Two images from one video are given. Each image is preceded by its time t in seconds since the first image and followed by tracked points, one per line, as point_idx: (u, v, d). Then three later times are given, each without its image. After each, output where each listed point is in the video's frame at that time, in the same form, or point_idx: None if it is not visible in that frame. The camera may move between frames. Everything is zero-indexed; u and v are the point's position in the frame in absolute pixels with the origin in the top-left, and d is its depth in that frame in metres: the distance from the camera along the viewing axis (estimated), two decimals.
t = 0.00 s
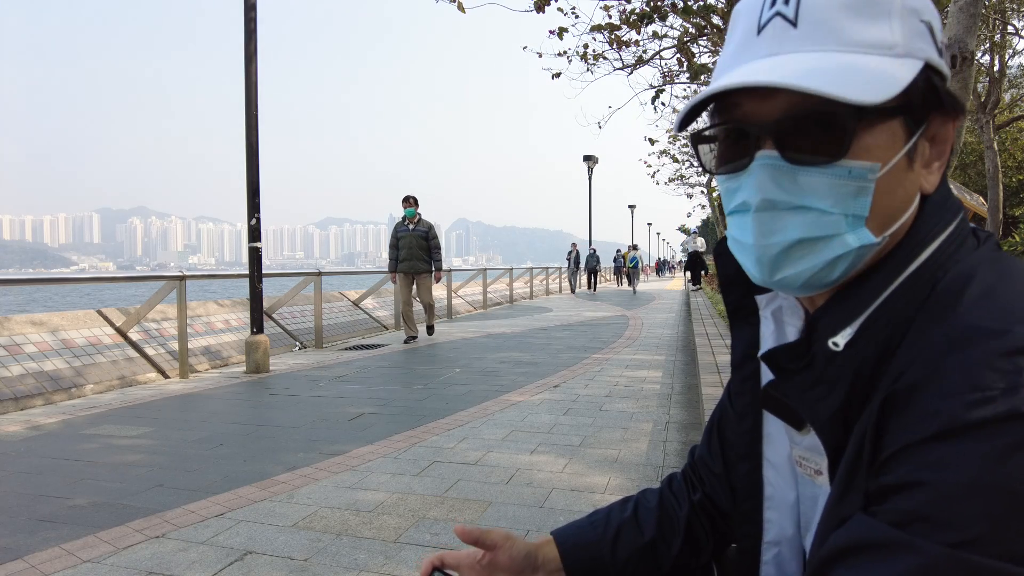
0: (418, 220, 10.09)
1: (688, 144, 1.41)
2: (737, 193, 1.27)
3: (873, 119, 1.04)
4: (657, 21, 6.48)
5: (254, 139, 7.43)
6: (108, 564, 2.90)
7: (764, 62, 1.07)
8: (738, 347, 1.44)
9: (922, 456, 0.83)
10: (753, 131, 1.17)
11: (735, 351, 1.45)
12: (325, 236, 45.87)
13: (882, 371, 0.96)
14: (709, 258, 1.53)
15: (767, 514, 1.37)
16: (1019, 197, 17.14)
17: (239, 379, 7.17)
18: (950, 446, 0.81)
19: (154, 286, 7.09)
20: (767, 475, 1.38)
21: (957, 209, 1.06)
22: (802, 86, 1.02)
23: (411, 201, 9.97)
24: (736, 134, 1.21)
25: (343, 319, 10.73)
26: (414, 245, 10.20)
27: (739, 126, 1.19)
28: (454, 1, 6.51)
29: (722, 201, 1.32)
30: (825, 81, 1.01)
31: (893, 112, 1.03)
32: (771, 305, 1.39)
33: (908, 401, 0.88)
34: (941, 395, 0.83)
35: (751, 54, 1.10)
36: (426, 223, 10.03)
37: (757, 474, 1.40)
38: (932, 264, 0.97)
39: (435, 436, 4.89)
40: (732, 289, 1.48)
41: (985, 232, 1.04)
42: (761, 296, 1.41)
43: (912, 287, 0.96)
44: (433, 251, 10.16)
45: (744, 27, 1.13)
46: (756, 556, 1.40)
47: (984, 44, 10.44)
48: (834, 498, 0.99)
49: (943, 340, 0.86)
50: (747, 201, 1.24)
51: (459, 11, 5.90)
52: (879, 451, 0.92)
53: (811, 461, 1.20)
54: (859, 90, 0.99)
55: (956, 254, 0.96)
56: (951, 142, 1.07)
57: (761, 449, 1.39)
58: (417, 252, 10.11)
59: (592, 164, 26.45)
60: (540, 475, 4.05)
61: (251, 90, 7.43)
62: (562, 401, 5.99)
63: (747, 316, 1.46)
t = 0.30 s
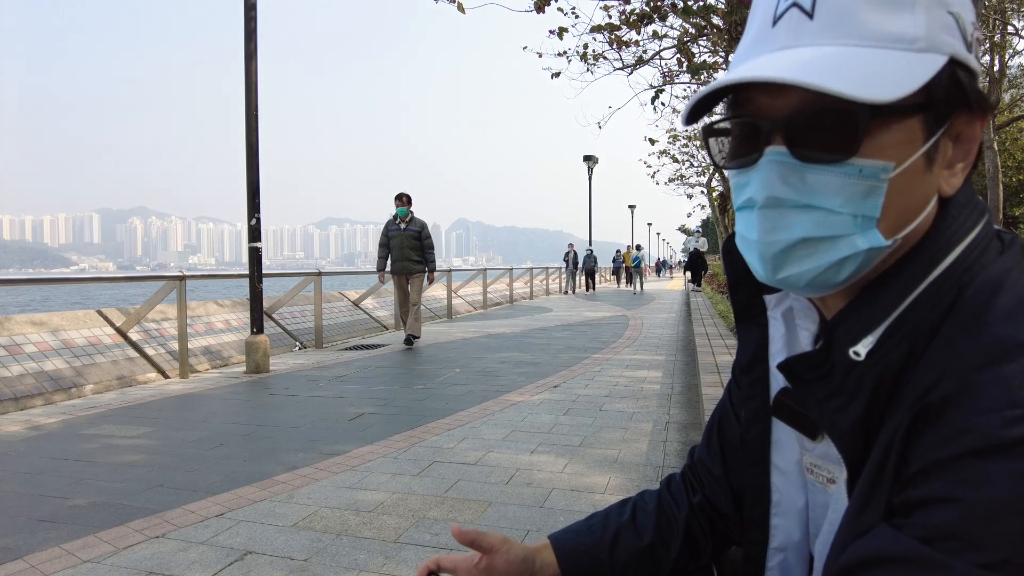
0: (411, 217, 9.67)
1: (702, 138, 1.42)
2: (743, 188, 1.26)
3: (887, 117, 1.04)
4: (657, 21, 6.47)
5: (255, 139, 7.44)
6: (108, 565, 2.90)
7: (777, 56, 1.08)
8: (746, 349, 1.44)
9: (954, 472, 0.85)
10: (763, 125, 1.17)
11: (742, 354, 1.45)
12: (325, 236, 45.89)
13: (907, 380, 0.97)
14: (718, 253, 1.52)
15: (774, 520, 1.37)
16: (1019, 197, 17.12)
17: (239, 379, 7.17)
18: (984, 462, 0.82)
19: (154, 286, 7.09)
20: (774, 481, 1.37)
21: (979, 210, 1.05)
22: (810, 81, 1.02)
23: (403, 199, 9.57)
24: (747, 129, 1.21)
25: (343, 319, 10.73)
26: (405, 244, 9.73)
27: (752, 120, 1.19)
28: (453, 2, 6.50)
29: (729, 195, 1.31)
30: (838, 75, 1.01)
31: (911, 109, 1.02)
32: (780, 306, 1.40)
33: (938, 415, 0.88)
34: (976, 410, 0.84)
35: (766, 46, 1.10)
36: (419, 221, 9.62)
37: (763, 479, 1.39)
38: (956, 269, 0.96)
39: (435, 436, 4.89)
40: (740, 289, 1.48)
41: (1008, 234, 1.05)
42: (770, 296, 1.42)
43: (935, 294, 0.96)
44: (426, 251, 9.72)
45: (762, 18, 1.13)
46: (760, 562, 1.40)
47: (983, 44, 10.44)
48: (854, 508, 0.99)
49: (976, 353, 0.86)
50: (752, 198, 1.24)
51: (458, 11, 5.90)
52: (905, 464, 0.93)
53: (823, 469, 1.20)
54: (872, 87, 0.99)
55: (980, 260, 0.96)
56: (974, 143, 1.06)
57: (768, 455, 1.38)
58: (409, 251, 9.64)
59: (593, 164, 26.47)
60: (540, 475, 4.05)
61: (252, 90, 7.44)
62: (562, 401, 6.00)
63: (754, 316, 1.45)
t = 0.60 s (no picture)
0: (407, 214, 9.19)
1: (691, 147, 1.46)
2: (724, 194, 1.33)
3: (849, 124, 1.06)
4: (657, 21, 6.47)
5: (255, 139, 7.44)
6: (108, 564, 2.90)
7: (746, 68, 1.14)
8: (747, 350, 1.45)
9: (952, 472, 0.84)
10: (738, 133, 1.22)
11: (742, 356, 1.46)
12: (325, 237, 45.89)
13: (904, 380, 0.97)
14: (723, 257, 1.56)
15: (775, 521, 1.37)
16: (1019, 197, 17.12)
17: (239, 379, 7.17)
18: (981, 462, 0.81)
19: (154, 286, 7.10)
20: (776, 482, 1.37)
21: (972, 212, 1.05)
22: (761, 95, 1.08)
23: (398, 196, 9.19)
24: (727, 137, 1.26)
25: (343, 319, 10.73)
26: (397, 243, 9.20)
27: (727, 130, 1.25)
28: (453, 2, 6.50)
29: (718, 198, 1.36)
30: (789, 90, 1.06)
31: (876, 118, 1.04)
32: (780, 306, 1.40)
33: (935, 415, 0.88)
34: (973, 410, 0.83)
35: (741, 59, 1.17)
36: (413, 218, 9.12)
37: (764, 480, 1.39)
38: (952, 270, 0.96)
39: (435, 436, 4.90)
40: (740, 291, 1.48)
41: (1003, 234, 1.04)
42: (769, 298, 1.42)
43: (929, 294, 0.96)
44: (418, 251, 9.18)
45: (744, 33, 1.20)
46: (761, 564, 1.40)
47: (983, 44, 10.45)
48: (854, 510, 0.99)
49: (973, 353, 0.86)
50: (727, 204, 1.30)
51: (459, 11, 5.90)
52: (904, 464, 0.93)
53: (822, 470, 1.20)
54: (821, 100, 1.03)
55: (974, 261, 0.96)
56: (952, 148, 1.06)
57: (769, 456, 1.39)
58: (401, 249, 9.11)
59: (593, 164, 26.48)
60: (540, 475, 4.05)
61: (252, 90, 7.44)
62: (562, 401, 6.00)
63: (755, 318, 1.46)
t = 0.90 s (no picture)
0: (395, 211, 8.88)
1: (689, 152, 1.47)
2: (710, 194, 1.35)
3: (820, 125, 1.07)
4: (657, 21, 6.47)
5: (255, 139, 7.44)
6: (108, 564, 2.90)
7: (726, 74, 1.17)
8: (745, 350, 1.46)
9: (938, 467, 0.84)
10: (719, 136, 1.24)
11: (740, 357, 1.47)
12: (325, 236, 45.89)
13: (893, 379, 0.97)
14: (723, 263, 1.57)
15: (775, 520, 1.37)
16: (1018, 197, 17.11)
17: (239, 379, 7.17)
18: (966, 456, 0.81)
19: (154, 286, 7.10)
20: (775, 482, 1.37)
21: (958, 212, 1.05)
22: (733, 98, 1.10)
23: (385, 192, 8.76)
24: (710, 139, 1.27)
25: (343, 319, 10.74)
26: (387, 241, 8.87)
27: (711, 133, 1.27)
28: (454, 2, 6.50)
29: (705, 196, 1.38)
30: (759, 93, 1.08)
31: (848, 117, 1.04)
32: (777, 307, 1.39)
33: (922, 411, 0.88)
34: (958, 405, 0.83)
35: (723, 65, 1.20)
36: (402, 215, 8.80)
37: (763, 479, 1.39)
38: (938, 268, 0.96)
39: (435, 436, 4.90)
40: (739, 292, 1.49)
41: (992, 235, 1.04)
42: (767, 299, 1.42)
43: (916, 292, 0.97)
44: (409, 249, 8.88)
45: (727, 43, 1.23)
46: (761, 564, 1.39)
47: (983, 44, 10.45)
48: (847, 507, 0.99)
49: (958, 350, 0.86)
50: (711, 203, 1.33)
51: (459, 11, 5.89)
52: (894, 461, 0.93)
53: (819, 468, 1.20)
54: (790, 100, 1.05)
55: (960, 260, 0.96)
56: (929, 148, 1.05)
57: (767, 455, 1.39)
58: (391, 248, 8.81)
59: (592, 163, 26.49)
60: (540, 475, 4.05)
61: (251, 91, 7.44)
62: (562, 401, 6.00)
63: (753, 318, 1.47)
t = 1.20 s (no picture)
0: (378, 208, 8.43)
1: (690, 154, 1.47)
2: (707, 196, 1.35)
3: (814, 125, 1.07)
4: (657, 21, 6.46)
5: (255, 139, 7.44)
6: (108, 564, 2.90)
7: (722, 76, 1.16)
8: (744, 350, 1.46)
9: (933, 464, 0.84)
10: (716, 137, 1.24)
11: (740, 357, 1.47)
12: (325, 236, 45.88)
13: (889, 378, 0.97)
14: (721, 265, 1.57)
15: (774, 519, 1.37)
16: (1018, 197, 17.11)
17: (239, 379, 7.17)
18: (960, 452, 0.81)
19: (154, 286, 7.10)
20: (775, 481, 1.37)
21: (954, 212, 1.04)
22: (728, 99, 1.10)
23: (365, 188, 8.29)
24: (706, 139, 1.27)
25: (343, 319, 10.73)
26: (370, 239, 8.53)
27: (708, 135, 1.27)
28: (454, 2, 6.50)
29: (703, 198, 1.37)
30: (754, 93, 1.08)
31: (842, 118, 1.05)
32: (777, 306, 1.40)
33: (916, 409, 0.88)
34: (952, 402, 0.84)
35: (719, 67, 1.20)
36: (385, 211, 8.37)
37: (762, 478, 1.39)
38: (932, 267, 0.96)
39: (435, 436, 4.89)
40: (739, 292, 1.49)
41: (988, 236, 1.03)
42: (767, 299, 1.42)
43: (911, 292, 0.97)
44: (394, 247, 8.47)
45: (723, 46, 1.23)
46: (761, 563, 1.39)
47: (983, 44, 10.45)
48: (844, 506, 0.99)
49: (951, 348, 0.86)
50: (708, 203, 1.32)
51: (459, 11, 5.89)
52: (890, 459, 0.92)
53: (817, 467, 1.20)
54: (784, 101, 1.05)
55: (955, 259, 0.96)
56: (924, 149, 1.05)
57: (766, 454, 1.38)
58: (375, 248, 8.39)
59: (592, 163, 26.51)
60: (540, 475, 4.05)
61: (251, 91, 7.45)
62: (562, 401, 6.00)
63: (752, 319, 1.47)
